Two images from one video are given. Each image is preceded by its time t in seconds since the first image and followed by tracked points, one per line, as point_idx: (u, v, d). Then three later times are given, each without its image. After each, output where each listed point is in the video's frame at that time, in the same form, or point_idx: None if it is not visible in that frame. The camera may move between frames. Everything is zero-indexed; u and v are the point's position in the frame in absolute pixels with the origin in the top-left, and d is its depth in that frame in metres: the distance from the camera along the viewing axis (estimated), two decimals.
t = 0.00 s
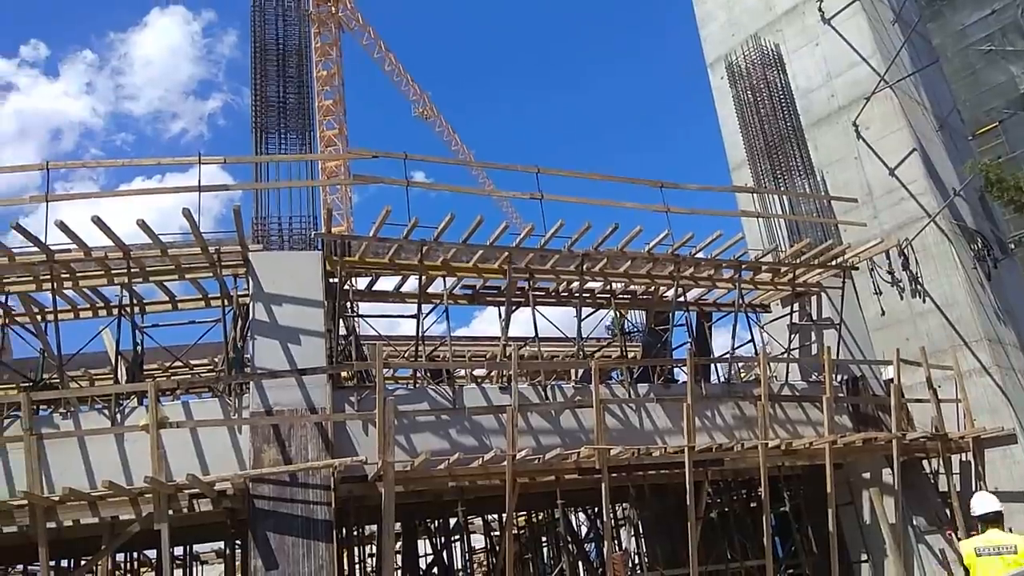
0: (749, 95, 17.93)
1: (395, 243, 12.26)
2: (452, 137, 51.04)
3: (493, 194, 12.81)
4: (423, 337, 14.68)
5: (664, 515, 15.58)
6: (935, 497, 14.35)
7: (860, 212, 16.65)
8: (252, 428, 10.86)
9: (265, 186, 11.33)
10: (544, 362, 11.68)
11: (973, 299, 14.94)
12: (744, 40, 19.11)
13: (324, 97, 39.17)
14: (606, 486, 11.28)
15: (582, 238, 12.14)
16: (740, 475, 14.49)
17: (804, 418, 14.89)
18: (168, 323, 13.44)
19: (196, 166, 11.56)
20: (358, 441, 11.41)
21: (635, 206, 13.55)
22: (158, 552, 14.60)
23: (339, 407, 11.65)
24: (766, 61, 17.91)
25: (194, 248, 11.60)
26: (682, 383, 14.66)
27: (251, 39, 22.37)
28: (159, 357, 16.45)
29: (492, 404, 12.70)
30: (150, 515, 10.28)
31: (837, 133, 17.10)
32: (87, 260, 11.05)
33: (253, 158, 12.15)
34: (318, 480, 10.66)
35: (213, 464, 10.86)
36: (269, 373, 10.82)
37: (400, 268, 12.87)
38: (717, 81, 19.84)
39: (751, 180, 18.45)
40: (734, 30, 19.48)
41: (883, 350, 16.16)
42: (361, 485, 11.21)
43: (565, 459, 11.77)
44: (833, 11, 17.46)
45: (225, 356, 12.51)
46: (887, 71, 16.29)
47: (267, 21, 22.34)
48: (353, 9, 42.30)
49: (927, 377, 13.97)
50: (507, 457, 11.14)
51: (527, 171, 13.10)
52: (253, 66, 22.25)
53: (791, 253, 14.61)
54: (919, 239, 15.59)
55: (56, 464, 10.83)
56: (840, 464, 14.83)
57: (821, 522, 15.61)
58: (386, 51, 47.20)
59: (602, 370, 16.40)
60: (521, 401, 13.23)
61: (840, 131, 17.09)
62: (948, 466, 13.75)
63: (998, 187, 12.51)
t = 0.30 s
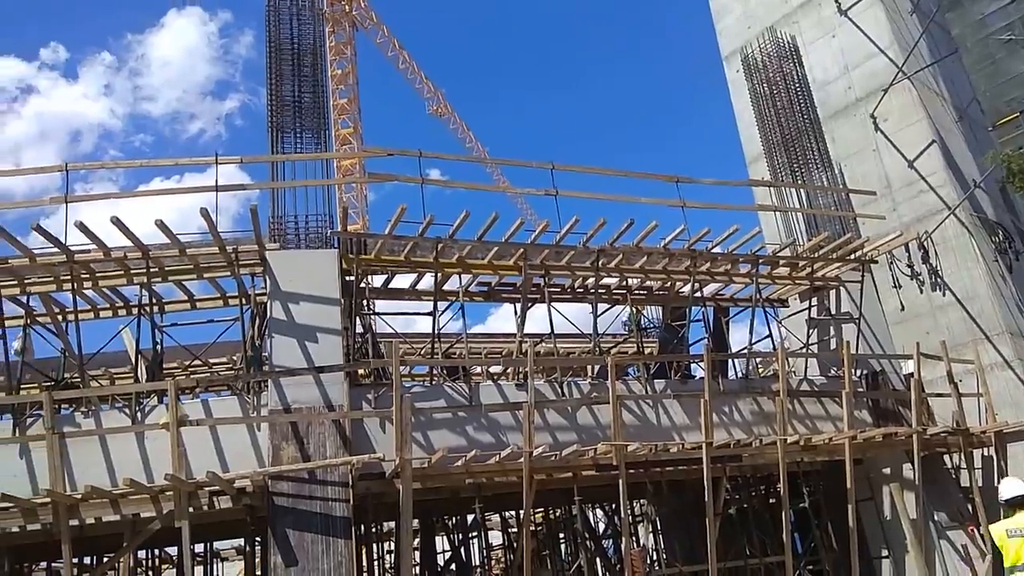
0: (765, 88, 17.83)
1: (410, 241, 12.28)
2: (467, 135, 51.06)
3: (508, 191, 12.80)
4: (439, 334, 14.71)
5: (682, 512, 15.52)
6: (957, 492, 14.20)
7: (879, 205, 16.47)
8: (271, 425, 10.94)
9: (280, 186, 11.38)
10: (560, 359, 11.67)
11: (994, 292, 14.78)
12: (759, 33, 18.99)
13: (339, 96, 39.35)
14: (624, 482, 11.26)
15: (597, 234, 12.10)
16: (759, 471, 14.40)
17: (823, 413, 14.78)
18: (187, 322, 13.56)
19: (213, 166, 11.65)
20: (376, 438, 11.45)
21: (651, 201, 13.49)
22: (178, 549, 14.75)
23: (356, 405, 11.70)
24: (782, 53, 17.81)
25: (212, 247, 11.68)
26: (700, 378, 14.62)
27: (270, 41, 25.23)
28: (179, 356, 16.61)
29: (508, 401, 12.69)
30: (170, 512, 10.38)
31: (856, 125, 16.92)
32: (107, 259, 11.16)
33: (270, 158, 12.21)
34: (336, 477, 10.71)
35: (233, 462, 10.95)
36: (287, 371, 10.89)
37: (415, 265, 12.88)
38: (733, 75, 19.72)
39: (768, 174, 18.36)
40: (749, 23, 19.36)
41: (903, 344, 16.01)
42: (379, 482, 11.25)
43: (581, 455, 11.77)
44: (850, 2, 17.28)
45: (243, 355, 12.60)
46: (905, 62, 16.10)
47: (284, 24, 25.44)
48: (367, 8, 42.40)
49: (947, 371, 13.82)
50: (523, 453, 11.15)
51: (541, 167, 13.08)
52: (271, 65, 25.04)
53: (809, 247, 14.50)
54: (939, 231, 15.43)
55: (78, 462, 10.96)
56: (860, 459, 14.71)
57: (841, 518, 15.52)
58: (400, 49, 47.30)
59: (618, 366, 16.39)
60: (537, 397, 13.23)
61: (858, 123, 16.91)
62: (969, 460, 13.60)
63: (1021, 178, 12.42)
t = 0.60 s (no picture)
0: (779, 81, 17.94)
1: (425, 238, 12.32)
2: (480, 132, 51.06)
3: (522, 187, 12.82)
4: (454, 331, 14.73)
5: (699, 507, 15.45)
6: (977, 488, 14.08)
7: (897, 198, 16.32)
8: (288, 422, 11.01)
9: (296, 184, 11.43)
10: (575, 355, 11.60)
11: (1014, 285, 14.64)
12: (774, 26, 18.86)
13: (352, 94, 39.45)
14: (640, 478, 11.25)
15: (611, 229, 12.07)
16: (776, 467, 14.32)
17: (841, 408, 14.68)
18: (204, 320, 13.66)
19: (230, 165, 11.73)
20: (392, 433, 11.51)
21: (665, 196, 13.44)
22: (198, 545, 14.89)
23: (373, 401, 11.75)
24: (797, 45, 17.83)
25: (229, 246, 11.76)
26: (716, 373, 14.63)
27: (284, 41, 25.46)
28: (196, 354, 16.75)
29: (524, 397, 12.70)
30: (190, 508, 10.48)
31: (872, 118, 16.77)
32: (125, 259, 11.26)
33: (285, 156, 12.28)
34: (353, 473, 10.78)
35: (251, 458, 11.03)
36: (303, 368, 10.96)
37: (430, 262, 12.88)
38: (748, 68, 19.60)
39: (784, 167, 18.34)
40: (764, 16, 19.23)
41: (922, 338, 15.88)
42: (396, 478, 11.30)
43: (597, 452, 11.76)
44: None
45: (260, 352, 12.69)
46: (922, 53, 15.92)
47: (298, 23, 25.69)
48: (379, 6, 42.45)
49: (967, 365, 13.68)
50: (539, 449, 11.16)
51: (554, 163, 13.06)
52: (285, 64, 25.27)
53: (826, 240, 14.39)
54: (958, 224, 15.23)
55: (99, 459, 11.09)
56: (879, 454, 14.61)
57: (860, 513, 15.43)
58: (413, 47, 47.34)
59: (634, 362, 16.37)
60: (552, 393, 13.23)
61: (875, 115, 16.75)
62: (990, 455, 13.48)
63: None
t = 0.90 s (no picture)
0: (796, 73, 17.68)
1: (438, 233, 12.26)
2: (493, 127, 50.93)
3: (535, 182, 12.73)
4: (467, 327, 14.67)
5: (715, 504, 15.32)
6: (997, 485, 13.90)
7: (915, 191, 16.10)
8: (302, 418, 11.00)
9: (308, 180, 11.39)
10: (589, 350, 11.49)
11: None
12: (790, 17, 18.65)
13: (364, 90, 39.44)
14: (656, 474, 11.15)
15: (626, 224, 11.96)
16: (793, 464, 14.18)
17: (859, 404, 14.52)
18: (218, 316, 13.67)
19: (243, 161, 11.71)
20: (405, 430, 11.46)
21: (680, 190, 13.30)
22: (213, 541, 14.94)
23: (386, 397, 11.71)
24: (813, 37, 17.57)
25: (243, 242, 11.75)
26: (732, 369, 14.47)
27: (297, 36, 25.48)
28: (211, 350, 16.80)
29: (538, 393, 12.62)
30: (204, 505, 10.49)
31: (891, 110, 16.55)
32: (139, 255, 11.27)
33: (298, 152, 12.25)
34: (368, 469, 10.77)
35: (265, 455, 11.03)
36: (317, 365, 10.95)
37: (443, 258, 12.81)
38: (764, 60, 19.40)
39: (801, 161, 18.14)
40: (780, 7, 19.02)
41: (941, 333, 15.66)
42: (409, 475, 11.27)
43: (612, 448, 11.67)
44: None
45: (274, 348, 12.68)
46: (941, 44, 15.69)
47: (310, 18, 25.71)
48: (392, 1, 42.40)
49: (987, 360, 13.47)
50: (553, 446, 11.10)
51: (567, 157, 12.97)
52: (298, 60, 25.29)
53: (844, 234, 14.21)
54: (978, 217, 15.02)
55: (114, 455, 11.12)
56: (897, 450, 14.45)
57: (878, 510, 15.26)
58: (426, 42, 47.28)
59: (648, 358, 16.26)
60: (566, 389, 13.16)
61: (893, 107, 16.53)
62: (1011, 452, 13.28)
63: None
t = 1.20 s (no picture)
0: (810, 70, 17.65)
1: (452, 232, 12.37)
2: (507, 126, 51.01)
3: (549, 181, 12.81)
4: (482, 325, 14.77)
5: (730, 502, 15.31)
6: (1015, 483, 13.78)
7: (931, 187, 16.01)
8: (318, 416, 11.14)
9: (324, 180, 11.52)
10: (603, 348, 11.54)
11: None
12: (805, 14, 18.61)
13: (379, 90, 39.64)
14: (670, 472, 11.19)
15: (639, 222, 12.00)
16: (809, 462, 14.16)
17: (875, 403, 14.48)
18: (236, 315, 13.85)
19: (260, 162, 11.87)
20: (421, 427, 11.57)
21: (694, 188, 13.33)
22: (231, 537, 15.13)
23: (401, 395, 11.83)
24: (828, 33, 17.50)
25: (260, 242, 11.90)
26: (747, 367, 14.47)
27: (312, 38, 25.70)
28: (228, 349, 17.00)
29: (552, 391, 12.69)
30: (223, 501, 10.66)
31: (906, 106, 16.46)
32: (159, 256, 11.45)
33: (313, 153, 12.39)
34: (383, 466, 10.87)
35: (283, 452, 11.18)
36: (333, 363, 11.08)
37: (458, 257, 12.91)
38: (778, 57, 19.38)
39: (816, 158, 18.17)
40: (794, 4, 18.97)
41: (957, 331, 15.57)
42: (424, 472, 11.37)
43: (626, 446, 11.71)
44: None
45: (291, 346, 12.83)
46: (957, 40, 15.59)
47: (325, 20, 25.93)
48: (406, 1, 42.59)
49: (1004, 358, 13.38)
50: (568, 443, 11.16)
51: (581, 156, 13.03)
52: (314, 62, 25.50)
53: (859, 232, 14.17)
54: (995, 214, 14.91)
55: (135, 453, 11.31)
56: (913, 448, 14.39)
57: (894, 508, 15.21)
58: (440, 42, 47.43)
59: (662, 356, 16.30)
60: (580, 387, 13.22)
61: (909, 104, 16.45)
62: None
63: None
